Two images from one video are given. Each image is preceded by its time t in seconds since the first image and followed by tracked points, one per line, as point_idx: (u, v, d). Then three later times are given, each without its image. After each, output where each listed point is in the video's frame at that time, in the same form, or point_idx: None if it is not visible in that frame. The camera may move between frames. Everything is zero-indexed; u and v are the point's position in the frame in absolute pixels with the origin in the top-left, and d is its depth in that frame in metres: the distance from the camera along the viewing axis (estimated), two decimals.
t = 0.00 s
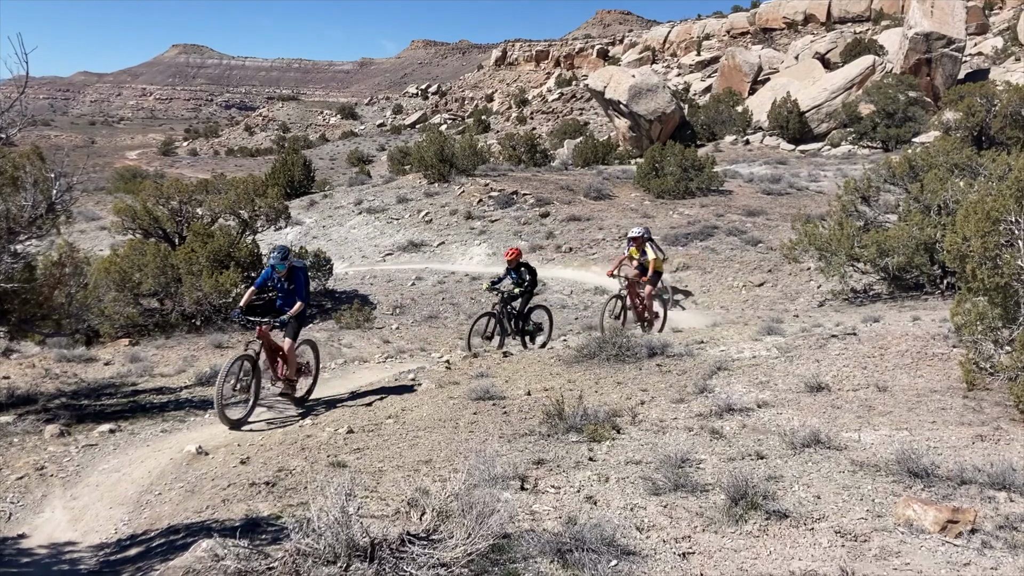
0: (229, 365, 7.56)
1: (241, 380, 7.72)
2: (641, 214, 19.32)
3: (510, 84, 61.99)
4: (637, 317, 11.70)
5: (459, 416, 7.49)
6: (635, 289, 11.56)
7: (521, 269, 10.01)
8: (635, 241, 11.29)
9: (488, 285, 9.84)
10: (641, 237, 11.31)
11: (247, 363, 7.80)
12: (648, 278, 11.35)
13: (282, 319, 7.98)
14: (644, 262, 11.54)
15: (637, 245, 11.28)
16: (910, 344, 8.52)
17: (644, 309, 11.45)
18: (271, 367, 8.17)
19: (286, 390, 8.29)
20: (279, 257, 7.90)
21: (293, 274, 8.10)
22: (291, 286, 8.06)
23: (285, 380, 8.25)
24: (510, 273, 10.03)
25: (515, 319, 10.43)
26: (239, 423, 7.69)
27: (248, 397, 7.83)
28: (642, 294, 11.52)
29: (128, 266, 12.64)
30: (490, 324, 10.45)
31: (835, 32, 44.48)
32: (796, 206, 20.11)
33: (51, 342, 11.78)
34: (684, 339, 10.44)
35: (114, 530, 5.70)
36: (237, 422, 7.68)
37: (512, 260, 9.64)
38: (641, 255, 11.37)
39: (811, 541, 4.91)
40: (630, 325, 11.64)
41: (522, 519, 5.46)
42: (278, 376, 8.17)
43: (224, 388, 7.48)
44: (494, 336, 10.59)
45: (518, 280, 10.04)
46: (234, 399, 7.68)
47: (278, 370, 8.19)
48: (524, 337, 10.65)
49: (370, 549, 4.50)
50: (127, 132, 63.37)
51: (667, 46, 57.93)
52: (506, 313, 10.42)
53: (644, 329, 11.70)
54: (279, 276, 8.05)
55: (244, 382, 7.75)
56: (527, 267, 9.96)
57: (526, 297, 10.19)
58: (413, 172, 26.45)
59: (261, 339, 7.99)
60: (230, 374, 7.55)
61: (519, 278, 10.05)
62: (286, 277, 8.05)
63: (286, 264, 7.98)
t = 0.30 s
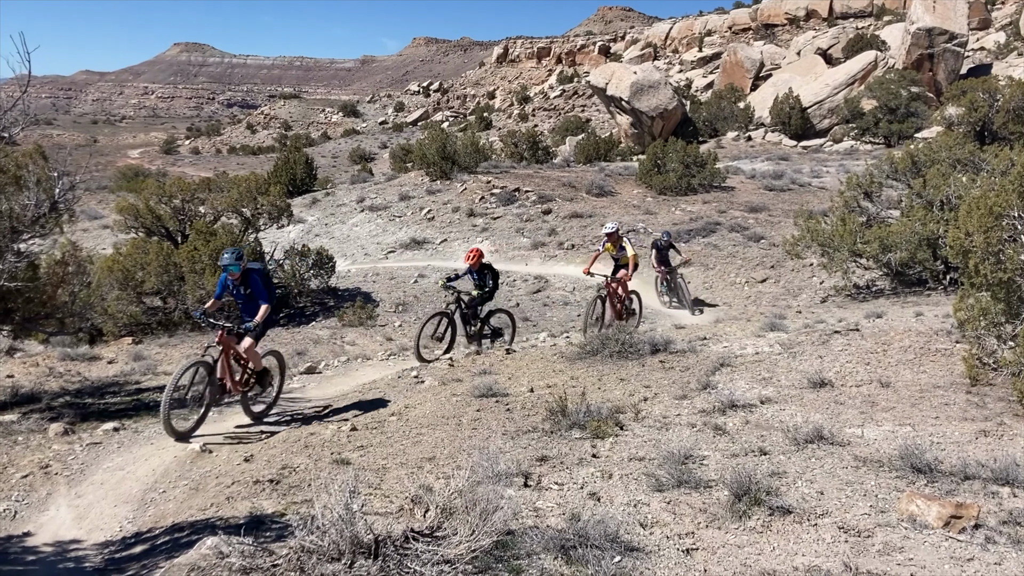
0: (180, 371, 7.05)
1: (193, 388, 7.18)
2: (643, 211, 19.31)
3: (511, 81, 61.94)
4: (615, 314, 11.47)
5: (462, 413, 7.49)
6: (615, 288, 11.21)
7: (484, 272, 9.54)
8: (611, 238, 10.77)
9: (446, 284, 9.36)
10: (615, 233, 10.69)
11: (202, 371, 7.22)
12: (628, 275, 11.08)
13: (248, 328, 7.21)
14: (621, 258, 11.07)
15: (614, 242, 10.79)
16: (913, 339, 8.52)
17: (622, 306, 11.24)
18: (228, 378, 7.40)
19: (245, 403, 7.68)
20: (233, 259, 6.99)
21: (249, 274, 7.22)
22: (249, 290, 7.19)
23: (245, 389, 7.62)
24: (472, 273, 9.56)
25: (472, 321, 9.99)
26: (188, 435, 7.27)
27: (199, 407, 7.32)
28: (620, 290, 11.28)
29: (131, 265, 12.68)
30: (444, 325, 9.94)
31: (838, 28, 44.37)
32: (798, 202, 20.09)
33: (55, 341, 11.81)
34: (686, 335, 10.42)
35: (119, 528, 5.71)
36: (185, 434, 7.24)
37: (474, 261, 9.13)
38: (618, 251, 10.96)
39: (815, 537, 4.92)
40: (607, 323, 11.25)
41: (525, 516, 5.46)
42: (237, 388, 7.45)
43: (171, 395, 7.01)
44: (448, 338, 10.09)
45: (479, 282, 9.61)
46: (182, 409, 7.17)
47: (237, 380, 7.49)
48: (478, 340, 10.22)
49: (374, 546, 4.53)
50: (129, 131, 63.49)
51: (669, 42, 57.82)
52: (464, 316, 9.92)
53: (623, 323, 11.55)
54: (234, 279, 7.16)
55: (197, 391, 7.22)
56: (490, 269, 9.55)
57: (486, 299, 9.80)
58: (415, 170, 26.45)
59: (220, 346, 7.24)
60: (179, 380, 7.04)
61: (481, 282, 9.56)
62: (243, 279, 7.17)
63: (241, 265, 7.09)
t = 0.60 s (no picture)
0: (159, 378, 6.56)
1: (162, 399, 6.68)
2: (650, 209, 19.28)
3: (517, 79, 61.92)
4: (588, 316, 11.12)
5: (469, 411, 7.49)
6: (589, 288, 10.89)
7: (450, 270, 9.11)
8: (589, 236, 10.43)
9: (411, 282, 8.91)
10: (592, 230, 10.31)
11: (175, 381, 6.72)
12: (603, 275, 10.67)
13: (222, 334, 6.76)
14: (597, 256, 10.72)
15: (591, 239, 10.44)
16: (921, 337, 8.50)
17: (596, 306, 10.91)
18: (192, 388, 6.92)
19: (204, 417, 7.18)
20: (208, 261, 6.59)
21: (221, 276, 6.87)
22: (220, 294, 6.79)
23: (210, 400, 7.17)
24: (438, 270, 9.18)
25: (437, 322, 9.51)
26: (151, 452, 6.90)
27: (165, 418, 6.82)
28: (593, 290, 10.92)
29: (138, 264, 12.72)
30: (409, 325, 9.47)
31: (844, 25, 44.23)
32: (805, 199, 20.04)
33: (63, 339, 11.86)
34: (693, 333, 10.40)
35: (129, 525, 5.74)
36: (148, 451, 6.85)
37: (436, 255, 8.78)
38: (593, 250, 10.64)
39: (823, 534, 4.92)
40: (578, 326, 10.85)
41: (533, 513, 5.48)
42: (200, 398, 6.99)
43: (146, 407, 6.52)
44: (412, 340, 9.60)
45: (445, 281, 9.14)
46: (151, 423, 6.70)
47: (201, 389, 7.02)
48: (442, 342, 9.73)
49: (383, 543, 4.55)
50: (135, 130, 63.60)
51: (675, 40, 57.68)
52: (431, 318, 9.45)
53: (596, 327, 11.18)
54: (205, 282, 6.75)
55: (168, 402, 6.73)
56: (456, 268, 9.07)
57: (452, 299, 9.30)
58: (421, 168, 26.47)
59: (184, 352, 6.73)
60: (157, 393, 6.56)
61: (447, 280, 9.12)
62: (213, 282, 6.75)
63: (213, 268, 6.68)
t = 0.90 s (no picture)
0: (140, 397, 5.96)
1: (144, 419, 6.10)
2: (660, 208, 19.27)
3: (527, 78, 61.92)
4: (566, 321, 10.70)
5: (480, 409, 7.51)
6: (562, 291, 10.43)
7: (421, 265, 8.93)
8: (562, 234, 9.96)
9: (382, 282, 8.67)
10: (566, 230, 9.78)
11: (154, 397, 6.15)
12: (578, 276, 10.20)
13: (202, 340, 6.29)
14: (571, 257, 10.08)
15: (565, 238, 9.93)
16: (934, 336, 8.46)
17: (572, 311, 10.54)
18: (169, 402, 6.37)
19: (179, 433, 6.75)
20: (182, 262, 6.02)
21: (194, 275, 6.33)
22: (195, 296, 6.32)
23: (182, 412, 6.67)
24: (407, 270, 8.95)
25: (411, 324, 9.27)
26: (134, 480, 6.36)
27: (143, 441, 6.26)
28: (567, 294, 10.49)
29: (150, 263, 12.79)
30: (383, 331, 9.10)
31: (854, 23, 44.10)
32: (816, 198, 19.98)
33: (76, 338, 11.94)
34: (703, 332, 10.36)
35: (143, 523, 5.77)
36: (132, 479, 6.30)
37: (410, 253, 8.55)
38: (568, 251, 10.06)
39: (835, 533, 4.92)
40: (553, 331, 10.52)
41: (545, 511, 5.49)
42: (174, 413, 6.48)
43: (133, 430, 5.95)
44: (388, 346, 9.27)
45: (419, 277, 8.97)
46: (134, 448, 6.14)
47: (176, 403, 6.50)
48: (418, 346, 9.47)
49: (395, 541, 4.58)
50: (147, 130, 63.94)
51: (686, 39, 57.51)
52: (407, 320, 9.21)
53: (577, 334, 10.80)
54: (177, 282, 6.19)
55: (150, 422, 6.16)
56: (429, 266, 8.88)
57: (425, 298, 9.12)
58: (431, 168, 26.52)
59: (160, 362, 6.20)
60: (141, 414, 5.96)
61: (420, 277, 8.96)
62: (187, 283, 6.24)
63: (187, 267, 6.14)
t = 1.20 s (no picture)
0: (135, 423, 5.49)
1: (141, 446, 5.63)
2: (675, 207, 19.23)
3: (541, 77, 61.90)
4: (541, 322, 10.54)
5: (494, 408, 7.52)
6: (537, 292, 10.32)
7: (394, 265, 8.78)
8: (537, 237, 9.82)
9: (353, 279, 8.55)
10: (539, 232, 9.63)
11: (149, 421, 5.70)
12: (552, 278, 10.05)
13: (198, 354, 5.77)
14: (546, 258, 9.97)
15: (540, 241, 9.86)
16: (950, 336, 8.41)
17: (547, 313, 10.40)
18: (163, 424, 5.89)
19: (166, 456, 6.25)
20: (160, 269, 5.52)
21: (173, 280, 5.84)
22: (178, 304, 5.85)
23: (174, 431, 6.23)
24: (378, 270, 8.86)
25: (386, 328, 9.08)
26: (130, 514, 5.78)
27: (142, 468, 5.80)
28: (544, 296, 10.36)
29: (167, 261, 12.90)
30: (354, 333, 8.94)
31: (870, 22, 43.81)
32: (832, 198, 19.88)
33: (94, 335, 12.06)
34: (718, 332, 10.34)
35: (160, 518, 5.83)
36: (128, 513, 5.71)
37: (384, 249, 8.46)
38: (543, 253, 10.01)
39: (851, 533, 4.90)
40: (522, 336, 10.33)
41: (560, 509, 5.49)
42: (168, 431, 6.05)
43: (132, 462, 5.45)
44: (363, 351, 9.07)
45: (392, 277, 8.80)
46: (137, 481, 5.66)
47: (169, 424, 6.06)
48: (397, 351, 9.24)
49: (412, 538, 4.60)
50: (163, 129, 64.40)
51: (701, 38, 57.25)
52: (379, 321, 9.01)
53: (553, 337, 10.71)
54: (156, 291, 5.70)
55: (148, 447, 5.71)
56: (403, 263, 8.84)
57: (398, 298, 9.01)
58: (445, 167, 26.59)
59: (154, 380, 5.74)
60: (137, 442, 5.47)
61: (393, 277, 8.79)
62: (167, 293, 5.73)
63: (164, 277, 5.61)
